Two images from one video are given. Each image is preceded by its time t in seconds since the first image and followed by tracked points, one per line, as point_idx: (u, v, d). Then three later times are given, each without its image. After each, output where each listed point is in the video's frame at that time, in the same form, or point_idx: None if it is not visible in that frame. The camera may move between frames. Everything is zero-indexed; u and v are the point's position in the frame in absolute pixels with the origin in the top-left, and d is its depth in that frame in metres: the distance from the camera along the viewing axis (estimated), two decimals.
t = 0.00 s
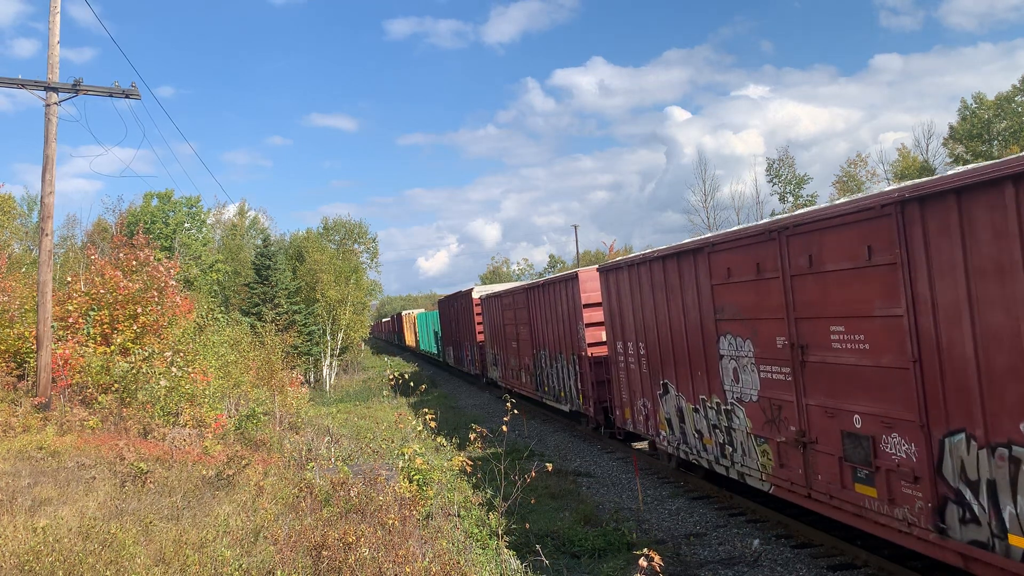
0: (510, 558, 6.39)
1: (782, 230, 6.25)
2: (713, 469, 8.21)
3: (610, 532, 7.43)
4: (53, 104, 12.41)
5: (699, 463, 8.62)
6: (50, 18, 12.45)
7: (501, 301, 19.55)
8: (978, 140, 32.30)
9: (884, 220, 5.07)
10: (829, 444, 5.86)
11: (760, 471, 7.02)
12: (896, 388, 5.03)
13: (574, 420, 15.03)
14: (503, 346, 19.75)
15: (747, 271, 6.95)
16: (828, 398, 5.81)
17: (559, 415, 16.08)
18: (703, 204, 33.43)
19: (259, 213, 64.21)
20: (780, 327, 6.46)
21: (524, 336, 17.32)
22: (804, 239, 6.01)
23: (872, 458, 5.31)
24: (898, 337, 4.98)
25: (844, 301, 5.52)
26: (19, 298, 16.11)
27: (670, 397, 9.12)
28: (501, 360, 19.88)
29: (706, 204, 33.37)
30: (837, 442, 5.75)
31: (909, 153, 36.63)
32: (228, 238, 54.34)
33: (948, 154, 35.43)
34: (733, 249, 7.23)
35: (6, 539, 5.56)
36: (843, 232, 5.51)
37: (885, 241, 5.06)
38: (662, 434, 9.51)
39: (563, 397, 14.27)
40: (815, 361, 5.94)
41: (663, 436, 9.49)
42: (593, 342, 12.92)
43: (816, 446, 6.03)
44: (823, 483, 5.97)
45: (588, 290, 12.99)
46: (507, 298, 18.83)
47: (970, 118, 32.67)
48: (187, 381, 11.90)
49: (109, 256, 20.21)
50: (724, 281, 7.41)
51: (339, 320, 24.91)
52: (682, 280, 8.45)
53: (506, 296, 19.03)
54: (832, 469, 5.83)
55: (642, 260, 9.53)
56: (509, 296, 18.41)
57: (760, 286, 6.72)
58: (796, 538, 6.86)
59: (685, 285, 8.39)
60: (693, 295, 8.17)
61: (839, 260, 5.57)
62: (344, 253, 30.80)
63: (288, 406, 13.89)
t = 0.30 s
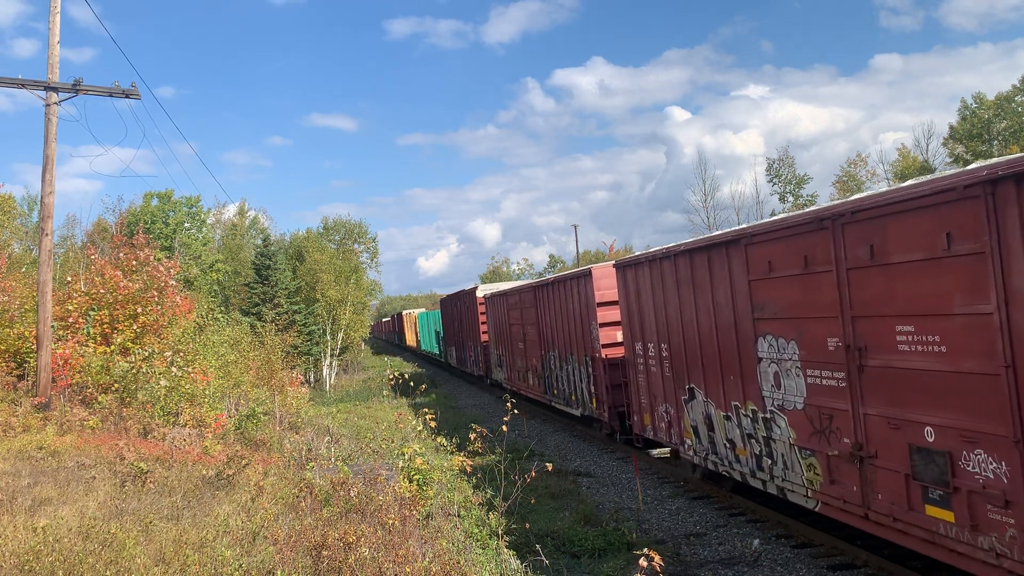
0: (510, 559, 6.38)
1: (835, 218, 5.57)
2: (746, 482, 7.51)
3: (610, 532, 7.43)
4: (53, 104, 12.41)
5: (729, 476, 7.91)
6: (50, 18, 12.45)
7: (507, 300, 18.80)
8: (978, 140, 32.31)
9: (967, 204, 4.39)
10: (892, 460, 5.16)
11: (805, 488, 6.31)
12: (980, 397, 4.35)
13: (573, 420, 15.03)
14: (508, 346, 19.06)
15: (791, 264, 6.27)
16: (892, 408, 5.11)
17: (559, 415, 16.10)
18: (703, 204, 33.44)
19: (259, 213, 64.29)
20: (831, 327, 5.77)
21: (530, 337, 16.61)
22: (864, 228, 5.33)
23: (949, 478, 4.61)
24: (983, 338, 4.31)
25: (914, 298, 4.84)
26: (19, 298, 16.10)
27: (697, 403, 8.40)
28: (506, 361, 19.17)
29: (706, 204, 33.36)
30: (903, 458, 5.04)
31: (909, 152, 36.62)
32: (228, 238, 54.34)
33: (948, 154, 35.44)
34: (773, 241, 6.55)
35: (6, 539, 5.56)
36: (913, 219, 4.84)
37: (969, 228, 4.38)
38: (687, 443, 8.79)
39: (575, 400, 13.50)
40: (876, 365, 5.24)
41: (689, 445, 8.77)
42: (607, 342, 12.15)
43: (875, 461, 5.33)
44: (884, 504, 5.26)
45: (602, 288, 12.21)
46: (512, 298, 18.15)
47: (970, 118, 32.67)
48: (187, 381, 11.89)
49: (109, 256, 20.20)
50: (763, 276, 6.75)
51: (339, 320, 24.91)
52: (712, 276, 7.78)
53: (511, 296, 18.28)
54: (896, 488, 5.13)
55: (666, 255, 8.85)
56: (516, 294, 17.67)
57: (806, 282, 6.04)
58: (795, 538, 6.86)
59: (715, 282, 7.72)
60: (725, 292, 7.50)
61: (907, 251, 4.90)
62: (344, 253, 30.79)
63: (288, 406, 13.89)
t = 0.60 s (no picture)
0: (510, 559, 6.38)
1: (902, 201, 4.76)
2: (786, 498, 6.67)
3: (610, 532, 7.43)
4: (53, 104, 12.41)
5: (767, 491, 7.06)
6: (50, 18, 12.45)
7: (514, 299, 18.15)
8: (978, 140, 32.30)
9: None
10: (974, 480, 4.31)
11: (861, 510, 5.49)
12: None
13: (573, 420, 15.05)
14: (516, 347, 18.46)
15: (844, 257, 5.44)
16: (972, 421, 4.28)
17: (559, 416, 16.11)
18: (703, 204, 33.43)
19: (259, 213, 64.30)
20: (892, 328, 4.96)
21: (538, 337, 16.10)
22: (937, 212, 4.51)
23: None
24: None
25: (1003, 292, 4.02)
26: (19, 298, 16.10)
27: (729, 410, 7.55)
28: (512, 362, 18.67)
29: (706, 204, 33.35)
30: (990, 479, 4.19)
31: (909, 152, 36.62)
32: (228, 238, 54.37)
33: (948, 154, 35.44)
34: (821, 230, 5.73)
35: (6, 539, 5.55)
36: (1005, 201, 4.01)
37: None
38: (717, 454, 7.97)
39: (590, 404, 12.78)
40: (952, 372, 4.39)
41: (719, 456, 7.95)
42: (623, 343, 11.41)
43: (951, 480, 4.48)
44: (964, 531, 4.43)
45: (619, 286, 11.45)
46: (520, 296, 17.53)
47: (970, 118, 32.67)
48: (187, 381, 11.89)
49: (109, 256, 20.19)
50: (809, 271, 5.92)
51: (339, 319, 24.91)
52: (748, 270, 6.98)
53: (517, 295, 17.77)
54: (979, 514, 4.29)
55: (693, 248, 8.03)
56: (524, 293, 17.04)
57: (864, 277, 5.21)
58: (796, 538, 6.86)
59: (751, 278, 6.92)
60: (764, 288, 6.68)
61: (997, 238, 4.06)
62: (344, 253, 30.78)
63: (288, 406, 13.89)
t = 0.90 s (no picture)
0: (510, 558, 6.38)
1: (992, 180, 4.09)
2: (836, 517, 5.97)
3: (610, 532, 7.43)
4: (53, 104, 12.41)
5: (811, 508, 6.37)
6: (50, 18, 12.44)
7: (522, 298, 17.57)
8: (978, 140, 32.31)
9: None
10: None
11: (933, 536, 4.77)
12: None
13: (573, 420, 15.08)
14: (523, 348, 17.90)
15: (915, 246, 4.72)
16: None
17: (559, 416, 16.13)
18: (703, 204, 33.42)
19: (259, 213, 64.30)
20: (977, 327, 4.25)
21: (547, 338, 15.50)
22: None
23: None
24: None
25: None
26: (19, 298, 16.11)
27: (768, 419, 6.82)
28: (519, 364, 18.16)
29: (706, 204, 33.34)
30: None
31: (909, 152, 36.63)
32: (228, 238, 54.37)
33: (948, 154, 35.45)
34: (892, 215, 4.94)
35: (6, 539, 5.55)
36: None
37: None
38: (752, 466, 7.24)
39: (605, 409, 12.15)
40: None
41: (754, 468, 7.22)
42: (640, 344, 10.79)
43: None
44: None
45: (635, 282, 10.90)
46: (528, 295, 16.97)
47: (970, 118, 32.68)
48: (187, 381, 11.89)
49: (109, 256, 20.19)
50: (869, 264, 5.21)
51: (339, 320, 24.94)
52: (791, 263, 6.25)
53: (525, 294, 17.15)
54: None
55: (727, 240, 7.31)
56: (533, 292, 16.46)
57: (941, 270, 4.52)
58: (795, 538, 6.86)
59: (796, 272, 6.18)
60: (812, 284, 5.95)
61: None
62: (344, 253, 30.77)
63: (288, 406, 13.88)
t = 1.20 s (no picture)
0: (510, 558, 6.38)
1: None
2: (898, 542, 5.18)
3: (610, 532, 7.43)
4: (53, 104, 12.40)
5: (867, 529, 5.60)
6: (50, 18, 12.44)
7: (529, 296, 16.60)
8: (978, 140, 32.33)
9: None
10: None
11: None
12: None
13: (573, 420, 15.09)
14: (530, 349, 16.98)
15: (1014, 230, 3.96)
16: None
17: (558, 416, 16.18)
18: (703, 204, 33.42)
19: (259, 213, 64.34)
20: None
21: (557, 337, 14.62)
22: None
23: None
24: None
25: None
26: (19, 298, 16.10)
27: (817, 429, 6.00)
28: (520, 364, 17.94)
29: (706, 204, 33.35)
30: None
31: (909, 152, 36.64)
32: (228, 238, 54.40)
33: (948, 154, 35.49)
34: (984, 194, 4.16)
35: (6, 539, 5.55)
36: None
37: None
38: (794, 480, 6.43)
39: (622, 414, 11.24)
40: None
41: (796, 483, 6.43)
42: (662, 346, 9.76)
43: None
44: None
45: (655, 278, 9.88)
46: (535, 293, 16.04)
47: (970, 118, 32.71)
48: (187, 381, 11.88)
49: (109, 256, 20.19)
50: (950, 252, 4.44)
51: (339, 320, 24.98)
52: (849, 253, 5.46)
53: (532, 292, 16.27)
54: None
55: (769, 229, 6.51)
56: (541, 289, 15.50)
57: None
58: (796, 538, 6.86)
59: (854, 263, 5.40)
60: (877, 277, 5.16)
61: None
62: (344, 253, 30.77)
63: (288, 407, 13.88)
